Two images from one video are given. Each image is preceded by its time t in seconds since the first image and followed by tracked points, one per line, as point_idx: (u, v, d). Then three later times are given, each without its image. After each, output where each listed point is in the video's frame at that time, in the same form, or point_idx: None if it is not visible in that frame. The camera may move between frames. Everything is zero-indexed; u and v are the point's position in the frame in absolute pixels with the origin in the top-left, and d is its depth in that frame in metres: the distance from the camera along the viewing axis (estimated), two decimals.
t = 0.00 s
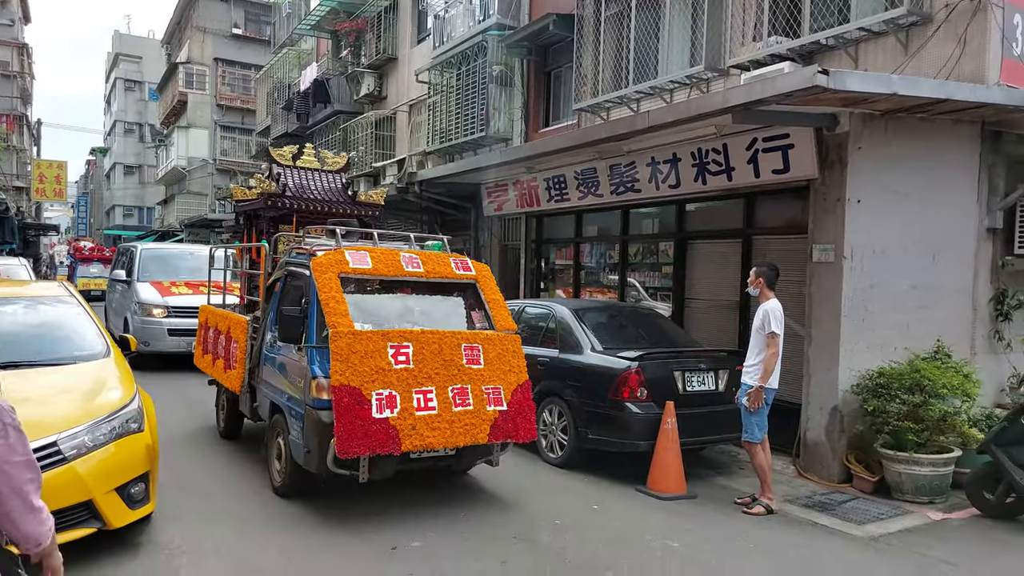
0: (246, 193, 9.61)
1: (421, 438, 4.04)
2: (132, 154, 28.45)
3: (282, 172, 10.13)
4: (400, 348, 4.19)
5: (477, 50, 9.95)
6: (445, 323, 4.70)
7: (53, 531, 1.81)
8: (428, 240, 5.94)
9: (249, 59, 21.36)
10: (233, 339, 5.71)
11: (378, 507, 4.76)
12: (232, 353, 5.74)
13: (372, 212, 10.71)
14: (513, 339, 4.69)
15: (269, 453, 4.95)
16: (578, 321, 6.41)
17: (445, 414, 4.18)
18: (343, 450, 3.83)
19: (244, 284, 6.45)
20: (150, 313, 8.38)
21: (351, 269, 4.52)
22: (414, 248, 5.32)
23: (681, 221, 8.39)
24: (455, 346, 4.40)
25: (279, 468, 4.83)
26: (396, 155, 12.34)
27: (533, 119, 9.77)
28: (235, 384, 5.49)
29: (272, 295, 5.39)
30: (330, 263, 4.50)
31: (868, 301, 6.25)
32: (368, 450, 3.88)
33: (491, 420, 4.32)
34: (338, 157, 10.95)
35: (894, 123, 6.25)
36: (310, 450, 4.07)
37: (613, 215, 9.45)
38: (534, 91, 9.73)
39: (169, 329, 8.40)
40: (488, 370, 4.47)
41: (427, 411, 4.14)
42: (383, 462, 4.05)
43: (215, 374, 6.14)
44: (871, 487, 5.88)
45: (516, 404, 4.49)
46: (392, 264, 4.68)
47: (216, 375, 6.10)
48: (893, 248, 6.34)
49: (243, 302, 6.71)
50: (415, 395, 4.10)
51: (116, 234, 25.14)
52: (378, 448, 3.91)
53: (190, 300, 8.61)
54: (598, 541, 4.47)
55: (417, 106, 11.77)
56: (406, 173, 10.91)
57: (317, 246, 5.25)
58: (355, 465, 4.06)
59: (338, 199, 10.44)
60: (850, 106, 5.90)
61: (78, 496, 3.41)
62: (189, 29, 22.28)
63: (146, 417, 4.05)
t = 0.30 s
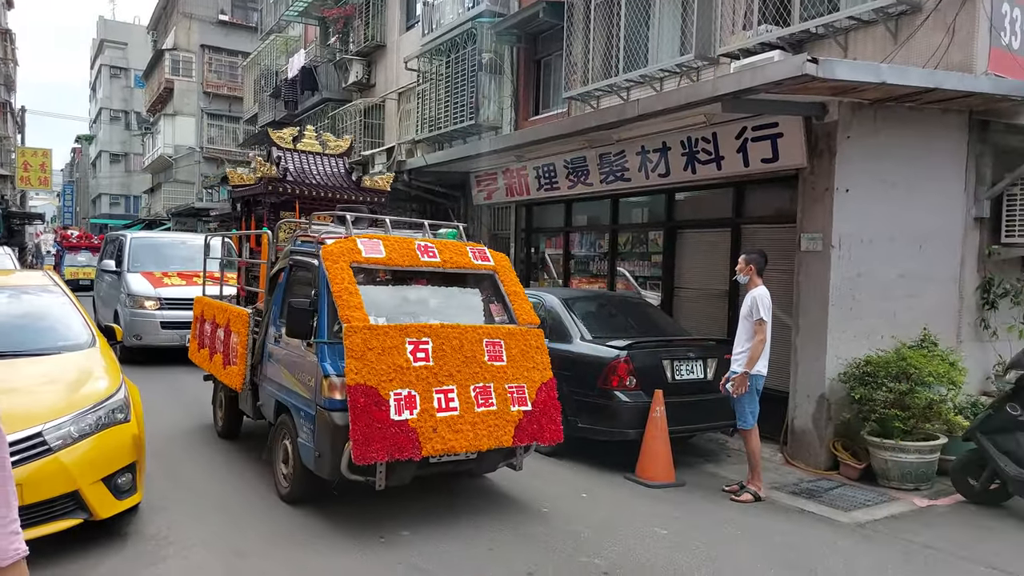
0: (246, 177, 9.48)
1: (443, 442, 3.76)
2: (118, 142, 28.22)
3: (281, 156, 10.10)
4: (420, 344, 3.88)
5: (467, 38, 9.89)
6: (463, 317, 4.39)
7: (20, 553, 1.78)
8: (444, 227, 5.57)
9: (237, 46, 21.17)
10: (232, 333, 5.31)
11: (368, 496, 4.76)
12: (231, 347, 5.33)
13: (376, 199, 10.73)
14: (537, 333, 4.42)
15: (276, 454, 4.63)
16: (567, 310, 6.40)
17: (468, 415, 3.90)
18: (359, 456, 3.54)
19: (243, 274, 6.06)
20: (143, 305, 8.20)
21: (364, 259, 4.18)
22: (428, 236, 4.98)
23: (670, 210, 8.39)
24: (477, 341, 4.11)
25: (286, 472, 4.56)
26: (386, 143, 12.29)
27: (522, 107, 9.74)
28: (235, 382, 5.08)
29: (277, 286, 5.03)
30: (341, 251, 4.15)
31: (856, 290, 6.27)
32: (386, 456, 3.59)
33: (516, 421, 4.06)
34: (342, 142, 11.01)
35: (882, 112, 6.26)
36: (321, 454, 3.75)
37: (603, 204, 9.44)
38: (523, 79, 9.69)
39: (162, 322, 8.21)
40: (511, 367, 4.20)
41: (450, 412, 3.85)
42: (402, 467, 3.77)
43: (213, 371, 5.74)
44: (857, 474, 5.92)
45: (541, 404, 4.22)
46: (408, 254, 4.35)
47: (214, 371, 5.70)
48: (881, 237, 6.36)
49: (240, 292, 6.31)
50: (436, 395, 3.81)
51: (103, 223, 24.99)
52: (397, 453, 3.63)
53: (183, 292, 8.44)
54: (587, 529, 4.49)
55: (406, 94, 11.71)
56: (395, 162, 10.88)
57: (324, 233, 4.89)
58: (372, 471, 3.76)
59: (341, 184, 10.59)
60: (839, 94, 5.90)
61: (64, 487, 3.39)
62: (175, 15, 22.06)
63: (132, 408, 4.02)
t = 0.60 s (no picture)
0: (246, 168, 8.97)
1: (471, 450, 3.50)
2: (108, 137, 28.07)
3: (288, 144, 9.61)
4: (444, 344, 3.62)
5: (458, 30, 9.84)
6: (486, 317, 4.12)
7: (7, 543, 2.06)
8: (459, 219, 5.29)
9: (228, 41, 21.05)
10: (236, 332, 4.99)
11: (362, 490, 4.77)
12: (234, 348, 5.01)
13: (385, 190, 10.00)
14: (565, 332, 4.15)
15: (287, 462, 4.35)
16: (561, 304, 6.39)
17: (496, 421, 3.64)
18: (383, 468, 3.26)
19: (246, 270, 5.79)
20: (139, 304, 8.10)
21: (381, 254, 3.92)
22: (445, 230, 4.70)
23: (663, 202, 8.37)
24: (503, 341, 3.84)
25: (299, 481, 4.27)
26: (378, 137, 12.25)
27: (514, 100, 9.70)
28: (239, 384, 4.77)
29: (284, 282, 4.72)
30: (357, 246, 3.88)
31: (849, 281, 6.28)
32: (411, 466, 3.32)
33: (546, 427, 3.80)
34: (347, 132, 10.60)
35: (874, 103, 6.26)
36: (339, 464, 3.47)
37: (596, 197, 9.42)
38: (515, 72, 9.65)
39: (159, 321, 8.12)
40: (540, 368, 3.93)
41: (477, 418, 3.58)
42: (426, 478, 3.49)
43: (216, 372, 5.40)
44: (851, 465, 5.94)
45: (573, 408, 3.96)
46: (427, 248, 4.08)
47: (216, 373, 5.38)
48: (873, 228, 6.36)
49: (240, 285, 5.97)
50: (464, 400, 3.54)
51: (94, 219, 24.90)
52: (423, 462, 3.36)
53: (179, 290, 8.34)
54: (582, 521, 4.50)
55: (397, 87, 11.67)
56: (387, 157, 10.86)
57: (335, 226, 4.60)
58: (394, 482, 3.49)
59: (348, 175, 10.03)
60: (831, 86, 5.89)
61: (56, 484, 3.38)
62: (165, 9, 21.92)
63: (125, 404, 4.00)
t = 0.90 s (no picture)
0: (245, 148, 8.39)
1: (501, 454, 3.33)
2: (97, 122, 27.81)
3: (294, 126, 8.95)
4: (471, 340, 3.43)
5: (452, 15, 9.77)
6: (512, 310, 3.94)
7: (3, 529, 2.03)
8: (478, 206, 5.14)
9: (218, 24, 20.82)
10: (241, 323, 4.74)
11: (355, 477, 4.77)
12: (239, 340, 4.76)
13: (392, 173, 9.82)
14: (597, 326, 3.96)
15: (297, 464, 4.13)
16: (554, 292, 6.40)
17: (527, 422, 3.46)
18: (410, 473, 3.08)
19: (249, 258, 5.73)
20: (136, 293, 8.00)
21: (402, 242, 3.71)
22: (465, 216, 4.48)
23: (657, 190, 8.37)
24: (534, 336, 3.65)
25: (311, 485, 4.04)
26: (370, 123, 12.18)
27: (508, 87, 9.64)
28: (247, 379, 4.53)
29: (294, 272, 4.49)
30: (376, 233, 3.67)
31: (841, 270, 6.31)
32: (439, 471, 3.15)
33: (579, 428, 3.62)
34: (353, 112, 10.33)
35: (868, 92, 6.26)
36: (360, 467, 3.27)
37: (590, 184, 9.40)
38: (508, 58, 9.59)
39: (157, 311, 8.02)
40: (571, 366, 3.74)
41: (508, 419, 3.40)
42: (452, 484, 3.30)
43: (218, 366, 5.14)
44: (840, 451, 6.00)
45: (607, 407, 3.78)
46: (450, 236, 3.87)
47: (218, 367, 5.12)
48: (866, 217, 6.39)
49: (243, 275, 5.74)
50: (494, 400, 3.36)
51: (83, 205, 24.71)
52: (452, 467, 3.18)
53: (176, 279, 8.24)
54: (576, 508, 4.53)
55: (391, 73, 11.59)
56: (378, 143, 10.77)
57: (348, 212, 4.38)
58: (418, 488, 3.29)
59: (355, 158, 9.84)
60: (825, 74, 5.89)
61: (45, 472, 3.37)
62: None
63: (115, 392, 3.98)
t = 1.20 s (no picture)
0: (236, 135, 7.72)
1: (529, 464, 3.13)
2: (77, 112, 27.44)
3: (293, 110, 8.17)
4: (495, 341, 3.21)
5: (437, 5, 9.71)
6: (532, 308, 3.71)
7: None
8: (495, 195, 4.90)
9: (200, 13, 20.55)
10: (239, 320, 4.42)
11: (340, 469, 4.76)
12: (236, 339, 4.44)
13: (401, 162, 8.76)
14: (624, 323, 3.74)
15: (303, 472, 3.88)
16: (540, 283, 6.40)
17: (554, 429, 3.26)
18: (433, 488, 2.87)
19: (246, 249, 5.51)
20: (122, 287, 7.81)
21: (417, 234, 3.43)
22: (480, 205, 4.23)
23: (643, 181, 8.37)
24: (560, 336, 3.44)
25: (317, 496, 3.78)
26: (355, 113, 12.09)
27: (494, 78, 9.60)
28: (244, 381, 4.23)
29: (297, 264, 4.19)
30: (389, 224, 3.39)
31: (824, 261, 6.35)
32: (464, 485, 2.94)
33: (609, 434, 3.43)
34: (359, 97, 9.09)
35: (852, 84, 6.29)
36: (375, 479, 3.05)
37: (576, 175, 9.39)
38: (494, 47, 9.51)
39: (146, 305, 7.86)
40: (599, 367, 3.53)
41: (536, 425, 3.21)
42: (476, 497, 3.10)
43: (212, 365, 4.85)
44: (823, 441, 6.05)
45: (638, 411, 3.59)
46: (467, 228, 3.61)
47: (213, 366, 4.81)
48: (849, 209, 6.43)
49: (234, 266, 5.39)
50: (521, 405, 3.15)
51: (64, 195, 24.44)
52: (478, 480, 2.99)
53: (163, 271, 8.08)
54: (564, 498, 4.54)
55: (376, 62, 11.51)
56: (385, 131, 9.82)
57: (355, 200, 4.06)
58: (439, 502, 3.08)
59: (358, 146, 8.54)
60: (810, 65, 5.90)
61: (24, 464, 3.34)
62: None
63: (94, 383, 3.93)
